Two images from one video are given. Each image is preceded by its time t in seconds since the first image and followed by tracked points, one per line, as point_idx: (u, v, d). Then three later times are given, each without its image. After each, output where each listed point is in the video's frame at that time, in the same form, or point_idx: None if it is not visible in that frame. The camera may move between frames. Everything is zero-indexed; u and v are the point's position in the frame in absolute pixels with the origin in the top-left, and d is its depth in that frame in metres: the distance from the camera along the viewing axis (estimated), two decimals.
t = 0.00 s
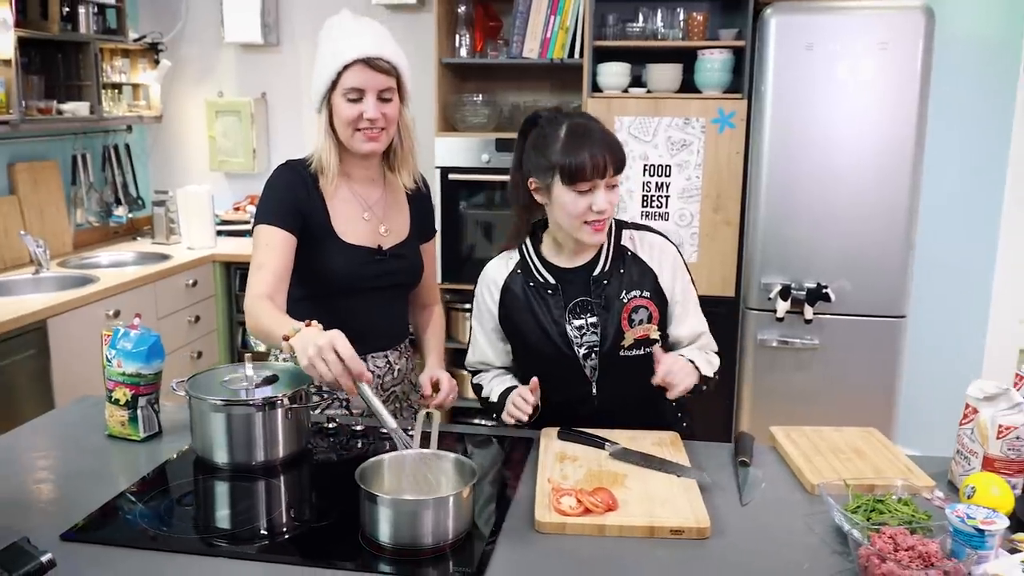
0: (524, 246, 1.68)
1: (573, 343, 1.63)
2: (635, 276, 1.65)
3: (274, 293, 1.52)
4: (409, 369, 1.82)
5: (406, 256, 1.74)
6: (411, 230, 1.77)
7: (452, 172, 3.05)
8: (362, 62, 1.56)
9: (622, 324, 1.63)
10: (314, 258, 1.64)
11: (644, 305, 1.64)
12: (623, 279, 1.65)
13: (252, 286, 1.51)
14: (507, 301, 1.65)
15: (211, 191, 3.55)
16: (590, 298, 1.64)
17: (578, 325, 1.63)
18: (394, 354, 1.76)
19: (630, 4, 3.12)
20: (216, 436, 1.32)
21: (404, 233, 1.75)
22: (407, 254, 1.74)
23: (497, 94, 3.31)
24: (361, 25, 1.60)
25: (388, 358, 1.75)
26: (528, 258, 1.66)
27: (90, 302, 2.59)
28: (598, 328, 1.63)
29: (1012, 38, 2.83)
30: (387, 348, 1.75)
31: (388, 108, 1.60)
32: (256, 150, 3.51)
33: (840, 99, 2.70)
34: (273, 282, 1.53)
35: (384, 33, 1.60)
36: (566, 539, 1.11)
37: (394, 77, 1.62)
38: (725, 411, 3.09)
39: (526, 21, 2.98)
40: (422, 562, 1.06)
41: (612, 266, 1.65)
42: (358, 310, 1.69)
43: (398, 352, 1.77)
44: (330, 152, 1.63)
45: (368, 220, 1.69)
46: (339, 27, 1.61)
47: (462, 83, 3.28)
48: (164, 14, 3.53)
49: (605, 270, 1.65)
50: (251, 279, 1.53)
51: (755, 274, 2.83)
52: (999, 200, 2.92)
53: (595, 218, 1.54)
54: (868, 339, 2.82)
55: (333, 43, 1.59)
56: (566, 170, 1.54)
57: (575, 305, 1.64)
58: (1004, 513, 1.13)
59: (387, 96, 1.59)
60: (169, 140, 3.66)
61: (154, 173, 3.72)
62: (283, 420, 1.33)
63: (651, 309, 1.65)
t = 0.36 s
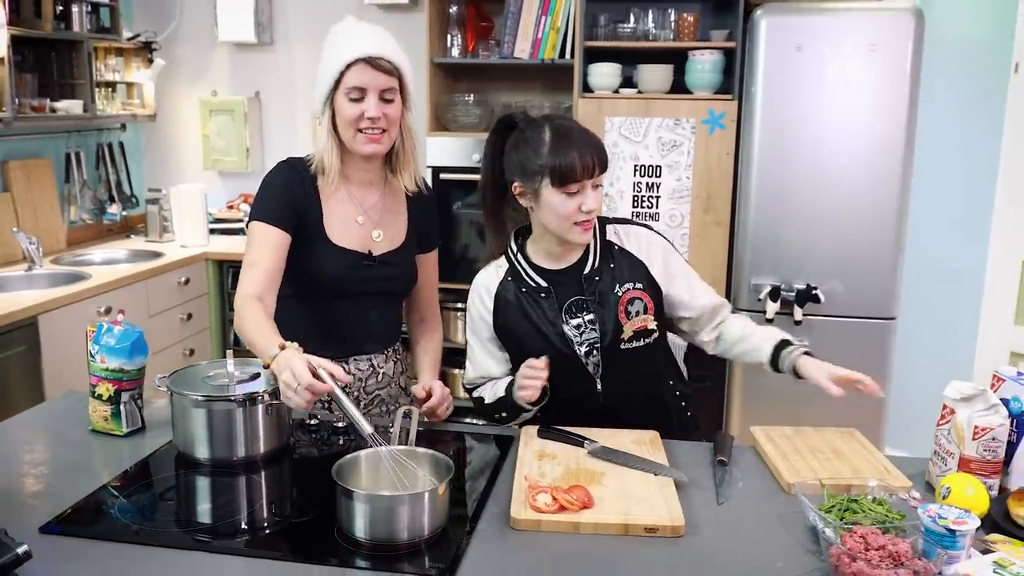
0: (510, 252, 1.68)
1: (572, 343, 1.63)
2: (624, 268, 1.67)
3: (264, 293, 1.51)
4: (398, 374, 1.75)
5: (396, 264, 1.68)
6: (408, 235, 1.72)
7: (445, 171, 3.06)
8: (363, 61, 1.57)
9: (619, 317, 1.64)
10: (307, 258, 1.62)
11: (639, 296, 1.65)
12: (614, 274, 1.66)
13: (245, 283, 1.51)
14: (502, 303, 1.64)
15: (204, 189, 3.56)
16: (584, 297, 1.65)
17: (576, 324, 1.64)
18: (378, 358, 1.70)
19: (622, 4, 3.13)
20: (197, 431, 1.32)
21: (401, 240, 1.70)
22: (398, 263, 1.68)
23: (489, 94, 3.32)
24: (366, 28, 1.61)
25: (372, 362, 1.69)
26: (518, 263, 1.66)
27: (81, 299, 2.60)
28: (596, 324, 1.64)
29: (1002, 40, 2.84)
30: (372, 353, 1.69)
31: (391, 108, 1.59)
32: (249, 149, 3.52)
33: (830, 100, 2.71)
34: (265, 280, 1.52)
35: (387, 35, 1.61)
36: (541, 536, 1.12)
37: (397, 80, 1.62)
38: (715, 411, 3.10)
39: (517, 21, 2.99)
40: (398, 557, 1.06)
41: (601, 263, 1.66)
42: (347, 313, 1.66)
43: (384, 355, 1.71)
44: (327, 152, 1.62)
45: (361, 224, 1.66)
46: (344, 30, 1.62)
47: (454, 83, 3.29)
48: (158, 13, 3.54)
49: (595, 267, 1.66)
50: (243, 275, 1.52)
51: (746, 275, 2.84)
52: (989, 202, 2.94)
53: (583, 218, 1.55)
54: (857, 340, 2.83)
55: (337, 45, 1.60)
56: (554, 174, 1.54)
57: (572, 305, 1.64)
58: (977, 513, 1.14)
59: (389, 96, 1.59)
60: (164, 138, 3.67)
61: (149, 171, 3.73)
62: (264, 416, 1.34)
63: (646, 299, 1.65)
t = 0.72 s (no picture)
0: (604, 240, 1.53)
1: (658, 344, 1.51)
2: (713, 272, 1.54)
3: (273, 298, 1.52)
4: (412, 375, 1.70)
5: (403, 267, 1.65)
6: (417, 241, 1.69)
7: (456, 171, 3.07)
8: (378, 58, 1.59)
9: (707, 323, 1.53)
10: (311, 264, 1.60)
11: (727, 303, 1.53)
12: (705, 277, 1.53)
13: (254, 288, 1.51)
14: (598, 293, 1.50)
15: (219, 188, 3.59)
16: (673, 297, 1.52)
17: (665, 324, 1.51)
18: (390, 360, 1.65)
19: (634, 4, 3.13)
20: (202, 427, 1.34)
21: (408, 244, 1.67)
22: (405, 265, 1.66)
23: (501, 93, 3.33)
24: (376, 29, 1.64)
25: (385, 363, 1.64)
26: (613, 253, 1.51)
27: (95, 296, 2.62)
28: (684, 327, 1.52)
29: (1016, 41, 2.82)
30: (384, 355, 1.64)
31: (402, 107, 1.60)
32: (264, 148, 3.55)
33: (842, 100, 2.70)
34: (273, 286, 1.52)
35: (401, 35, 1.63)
36: (539, 532, 1.12)
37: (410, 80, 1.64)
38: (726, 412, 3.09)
39: (529, 21, 3.00)
40: (398, 551, 1.07)
41: (693, 264, 1.53)
42: (353, 316, 1.62)
43: (397, 357, 1.66)
44: (335, 152, 1.62)
45: (367, 227, 1.64)
46: (355, 32, 1.65)
47: (467, 82, 3.30)
48: (174, 13, 3.57)
49: (685, 267, 1.52)
50: (253, 282, 1.52)
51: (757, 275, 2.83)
52: (1004, 203, 2.91)
53: (679, 217, 1.39)
54: (870, 342, 2.81)
55: (349, 45, 1.63)
56: (648, 166, 1.38)
57: (664, 302, 1.51)
58: (978, 514, 1.13)
59: (402, 94, 1.60)
60: (179, 138, 3.70)
61: (164, 169, 3.77)
62: (269, 411, 1.35)
63: (734, 308, 1.53)
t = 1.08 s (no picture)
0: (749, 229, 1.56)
1: (791, 342, 1.52)
2: (837, 288, 1.58)
3: (266, 302, 1.50)
4: (418, 376, 1.70)
5: (406, 267, 1.65)
6: (418, 240, 1.69)
7: (460, 171, 3.07)
8: (390, 65, 1.61)
9: (831, 335, 1.55)
10: (311, 268, 1.59)
11: (844, 321, 1.56)
12: (832, 294, 1.57)
13: (246, 292, 1.49)
14: (756, 281, 1.52)
15: (225, 191, 3.60)
16: (805, 304, 1.54)
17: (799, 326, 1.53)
18: (397, 361, 1.66)
19: (636, 3, 3.13)
20: (202, 429, 1.34)
21: (410, 244, 1.67)
22: (408, 265, 1.66)
23: (504, 93, 3.34)
24: (377, 32, 1.64)
25: (391, 365, 1.65)
26: (764, 245, 1.53)
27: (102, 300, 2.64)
28: (814, 334, 1.54)
29: (1020, 35, 2.81)
30: (390, 357, 1.65)
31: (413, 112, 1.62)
32: (269, 151, 3.56)
33: (845, 96, 2.69)
34: (267, 291, 1.50)
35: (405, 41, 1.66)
36: (536, 530, 1.12)
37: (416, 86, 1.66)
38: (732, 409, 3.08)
39: (532, 21, 3.00)
40: (396, 550, 1.07)
41: (823, 279, 1.57)
42: (356, 319, 1.62)
43: (404, 358, 1.67)
44: (342, 155, 1.62)
45: (370, 228, 1.64)
46: (356, 35, 1.65)
47: (470, 83, 3.31)
48: (178, 18, 3.59)
49: (817, 281, 1.56)
50: (247, 287, 1.51)
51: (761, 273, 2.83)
52: (1009, 198, 2.90)
53: (809, 220, 1.45)
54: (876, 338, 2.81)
55: (352, 48, 1.63)
56: (788, 166, 1.46)
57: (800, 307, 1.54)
58: (975, 508, 1.12)
59: (412, 100, 1.62)
60: (185, 142, 3.72)
61: (170, 173, 3.78)
62: (269, 413, 1.36)
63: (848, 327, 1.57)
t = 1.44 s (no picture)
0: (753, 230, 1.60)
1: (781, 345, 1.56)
2: (834, 291, 1.58)
3: (261, 304, 1.48)
4: (410, 377, 1.69)
5: (399, 267, 1.64)
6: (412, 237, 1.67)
7: (453, 172, 3.07)
8: (389, 68, 1.59)
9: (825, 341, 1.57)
10: (301, 269, 1.58)
11: (839, 328, 1.58)
12: (830, 300, 1.58)
13: (240, 295, 1.48)
14: (747, 286, 1.56)
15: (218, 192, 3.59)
16: (800, 309, 1.57)
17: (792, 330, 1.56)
18: (387, 362, 1.64)
19: (629, 3, 3.12)
20: (195, 431, 1.34)
21: (403, 243, 1.65)
22: (402, 265, 1.64)
23: (498, 94, 3.33)
24: (369, 32, 1.61)
25: (382, 366, 1.64)
26: (760, 249, 1.57)
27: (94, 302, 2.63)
28: (807, 338, 1.56)
29: (1013, 35, 2.82)
30: (381, 358, 1.64)
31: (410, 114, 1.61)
32: (262, 152, 3.55)
33: (838, 97, 2.69)
34: (261, 292, 1.49)
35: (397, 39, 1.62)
36: (530, 531, 1.12)
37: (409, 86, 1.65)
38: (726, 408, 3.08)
39: (525, 22, 3.00)
40: (390, 552, 1.07)
41: (824, 284, 1.58)
42: (347, 320, 1.60)
43: (394, 360, 1.66)
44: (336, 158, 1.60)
45: (359, 229, 1.62)
46: (348, 36, 1.62)
47: (464, 84, 3.30)
48: (171, 19, 3.58)
49: (816, 286, 1.58)
50: (239, 289, 1.49)
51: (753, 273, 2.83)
52: (1002, 197, 2.91)
53: (793, 218, 1.52)
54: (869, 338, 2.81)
55: (345, 48, 1.59)
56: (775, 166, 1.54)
57: (794, 311, 1.57)
58: (968, 506, 1.12)
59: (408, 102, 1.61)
60: (178, 143, 3.71)
61: (163, 174, 3.77)
62: (262, 414, 1.35)
63: (844, 333, 1.58)
